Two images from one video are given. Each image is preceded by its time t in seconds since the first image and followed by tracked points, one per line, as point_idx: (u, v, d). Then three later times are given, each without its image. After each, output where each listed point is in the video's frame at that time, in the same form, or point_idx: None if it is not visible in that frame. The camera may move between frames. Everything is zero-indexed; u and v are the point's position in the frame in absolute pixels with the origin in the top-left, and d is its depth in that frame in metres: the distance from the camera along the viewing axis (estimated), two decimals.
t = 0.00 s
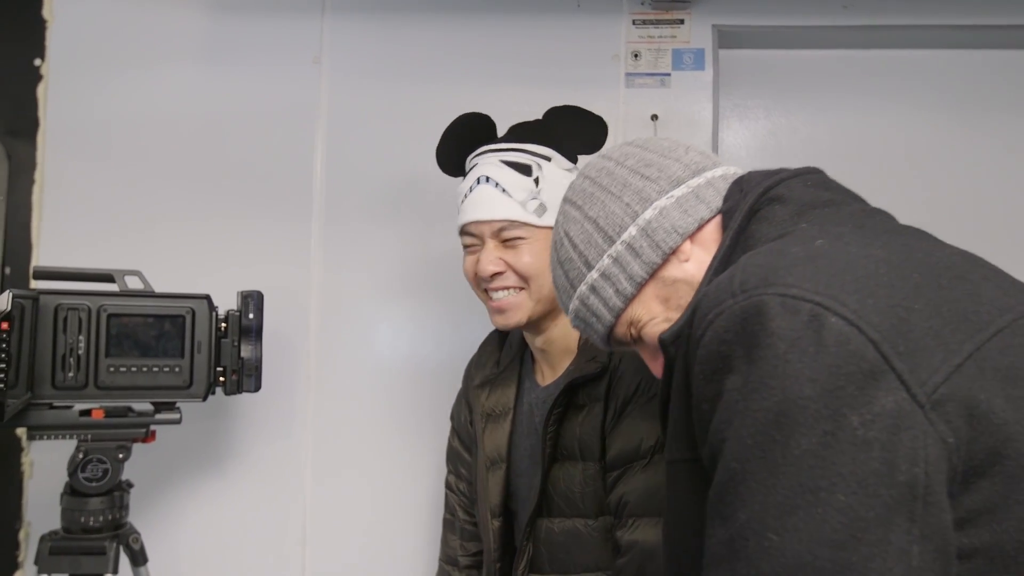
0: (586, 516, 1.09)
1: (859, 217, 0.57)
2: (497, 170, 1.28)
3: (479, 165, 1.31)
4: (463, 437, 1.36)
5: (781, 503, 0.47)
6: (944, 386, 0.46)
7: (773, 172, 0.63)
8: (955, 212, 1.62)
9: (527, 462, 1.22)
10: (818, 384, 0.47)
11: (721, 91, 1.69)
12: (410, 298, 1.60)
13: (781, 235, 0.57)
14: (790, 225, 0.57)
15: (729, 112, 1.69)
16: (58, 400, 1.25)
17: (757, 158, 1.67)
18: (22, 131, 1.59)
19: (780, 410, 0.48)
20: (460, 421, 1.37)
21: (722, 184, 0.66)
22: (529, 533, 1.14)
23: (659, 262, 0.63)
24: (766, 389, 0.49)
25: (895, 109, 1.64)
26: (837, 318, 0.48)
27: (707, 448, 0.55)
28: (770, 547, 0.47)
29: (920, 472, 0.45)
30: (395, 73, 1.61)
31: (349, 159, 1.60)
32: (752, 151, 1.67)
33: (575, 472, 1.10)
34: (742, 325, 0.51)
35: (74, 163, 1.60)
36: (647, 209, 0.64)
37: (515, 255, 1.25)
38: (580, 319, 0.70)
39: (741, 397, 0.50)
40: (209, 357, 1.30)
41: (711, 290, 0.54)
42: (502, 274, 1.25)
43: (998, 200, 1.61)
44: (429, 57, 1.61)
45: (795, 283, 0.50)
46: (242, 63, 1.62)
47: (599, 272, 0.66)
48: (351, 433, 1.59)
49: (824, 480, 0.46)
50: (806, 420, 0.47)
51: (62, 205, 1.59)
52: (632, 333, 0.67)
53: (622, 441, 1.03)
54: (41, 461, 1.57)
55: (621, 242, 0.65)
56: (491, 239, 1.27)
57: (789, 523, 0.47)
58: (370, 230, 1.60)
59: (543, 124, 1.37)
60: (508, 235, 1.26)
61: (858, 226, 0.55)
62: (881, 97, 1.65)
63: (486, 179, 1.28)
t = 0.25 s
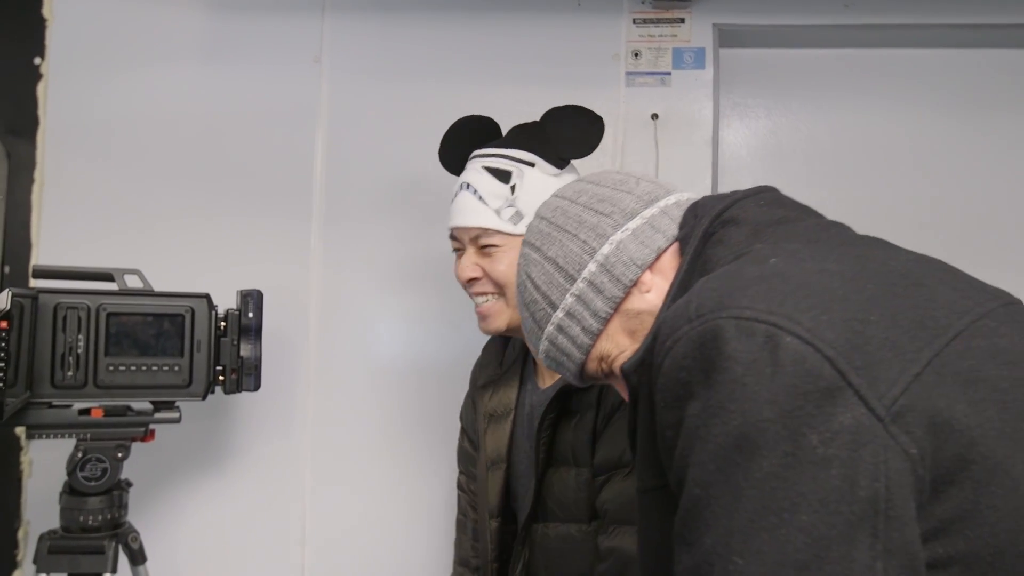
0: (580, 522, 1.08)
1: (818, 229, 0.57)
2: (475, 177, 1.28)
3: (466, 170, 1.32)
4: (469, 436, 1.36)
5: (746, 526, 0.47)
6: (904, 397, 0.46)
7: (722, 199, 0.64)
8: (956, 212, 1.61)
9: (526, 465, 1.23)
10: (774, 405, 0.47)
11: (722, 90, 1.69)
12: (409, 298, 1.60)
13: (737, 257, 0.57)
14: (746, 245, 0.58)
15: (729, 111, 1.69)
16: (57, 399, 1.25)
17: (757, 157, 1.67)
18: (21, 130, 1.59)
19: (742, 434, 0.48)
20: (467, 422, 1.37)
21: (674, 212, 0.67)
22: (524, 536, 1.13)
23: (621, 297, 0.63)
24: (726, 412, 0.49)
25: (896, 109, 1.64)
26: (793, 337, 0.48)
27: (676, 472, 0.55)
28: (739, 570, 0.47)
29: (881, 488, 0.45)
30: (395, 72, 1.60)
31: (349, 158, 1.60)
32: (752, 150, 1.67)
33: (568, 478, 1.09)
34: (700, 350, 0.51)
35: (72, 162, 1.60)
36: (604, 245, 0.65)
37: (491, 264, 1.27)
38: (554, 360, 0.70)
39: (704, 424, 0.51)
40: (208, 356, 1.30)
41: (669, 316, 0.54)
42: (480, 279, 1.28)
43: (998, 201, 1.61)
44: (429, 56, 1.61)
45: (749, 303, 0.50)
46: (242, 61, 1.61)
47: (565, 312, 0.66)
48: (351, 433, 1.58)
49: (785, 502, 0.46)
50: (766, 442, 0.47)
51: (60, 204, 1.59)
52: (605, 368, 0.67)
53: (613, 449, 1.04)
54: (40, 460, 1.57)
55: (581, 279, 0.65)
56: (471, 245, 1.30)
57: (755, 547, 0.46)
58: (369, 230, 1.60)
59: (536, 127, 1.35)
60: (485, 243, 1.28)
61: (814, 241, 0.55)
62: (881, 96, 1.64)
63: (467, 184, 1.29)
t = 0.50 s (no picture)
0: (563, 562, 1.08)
1: (804, 220, 0.57)
2: (398, 239, 1.23)
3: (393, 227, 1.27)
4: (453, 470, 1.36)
5: (712, 513, 0.48)
6: (875, 391, 0.47)
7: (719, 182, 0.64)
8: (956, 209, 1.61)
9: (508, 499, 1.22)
10: (743, 396, 0.48)
11: (722, 88, 1.68)
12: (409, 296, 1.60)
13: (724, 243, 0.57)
14: (736, 233, 0.58)
15: (730, 109, 1.69)
16: (57, 397, 1.25)
17: (758, 155, 1.67)
18: (21, 128, 1.59)
19: (708, 423, 0.49)
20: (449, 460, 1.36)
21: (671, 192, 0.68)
22: None
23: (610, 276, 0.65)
24: (695, 400, 0.49)
25: (897, 105, 1.64)
26: (764, 327, 0.48)
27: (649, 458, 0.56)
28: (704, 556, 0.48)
29: (849, 480, 0.45)
30: (395, 70, 1.60)
31: (348, 156, 1.60)
32: (753, 148, 1.67)
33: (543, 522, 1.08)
34: (673, 337, 0.51)
35: (72, 160, 1.59)
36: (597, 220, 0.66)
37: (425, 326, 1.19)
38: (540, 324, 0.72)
39: (672, 412, 0.51)
40: (209, 354, 1.30)
41: (647, 302, 0.54)
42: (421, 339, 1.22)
43: (999, 198, 1.61)
44: (429, 54, 1.60)
45: (725, 293, 0.50)
46: (241, 60, 1.61)
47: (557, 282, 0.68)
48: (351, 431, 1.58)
49: (751, 492, 0.47)
50: (734, 430, 0.48)
51: (60, 203, 1.59)
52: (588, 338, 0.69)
53: (572, 486, 1.03)
54: (40, 459, 1.57)
55: (572, 253, 0.67)
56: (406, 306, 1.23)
57: (720, 536, 0.47)
58: (369, 228, 1.59)
59: (461, 171, 1.26)
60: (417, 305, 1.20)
61: (802, 231, 0.55)
62: (883, 93, 1.64)
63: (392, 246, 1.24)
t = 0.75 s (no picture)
0: None
1: (849, 203, 0.55)
2: (310, 370, 1.11)
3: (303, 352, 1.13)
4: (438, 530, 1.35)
5: (697, 474, 0.49)
6: (881, 382, 0.46)
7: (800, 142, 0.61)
8: (963, 209, 1.61)
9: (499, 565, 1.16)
10: (746, 368, 0.48)
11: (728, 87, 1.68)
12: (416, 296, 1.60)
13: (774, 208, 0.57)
14: (787, 202, 0.57)
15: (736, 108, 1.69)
16: (64, 396, 1.26)
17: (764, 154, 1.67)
18: (28, 128, 1.59)
19: (709, 386, 0.49)
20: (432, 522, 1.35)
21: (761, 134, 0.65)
22: None
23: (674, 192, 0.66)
24: (700, 365, 0.50)
25: (904, 103, 1.63)
26: (779, 300, 0.48)
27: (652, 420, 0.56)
28: (683, 518, 0.49)
29: (837, 464, 0.45)
30: (401, 70, 1.60)
31: (355, 156, 1.60)
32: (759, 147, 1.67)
33: None
34: (689, 299, 0.52)
35: (79, 160, 1.60)
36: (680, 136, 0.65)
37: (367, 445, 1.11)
38: (595, 208, 0.74)
39: (677, 375, 0.52)
40: (215, 353, 1.30)
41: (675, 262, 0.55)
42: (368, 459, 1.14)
43: (1005, 197, 1.61)
44: (435, 54, 1.61)
45: (746, 263, 0.50)
46: (248, 59, 1.61)
47: (619, 180, 0.69)
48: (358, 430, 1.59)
49: (741, 460, 0.47)
50: (733, 398, 0.48)
51: (67, 203, 1.59)
52: (632, 238, 0.72)
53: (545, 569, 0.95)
54: (48, 458, 1.57)
55: (643, 156, 0.67)
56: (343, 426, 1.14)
57: (703, 500, 0.48)
58: (375, 227, 1.59)
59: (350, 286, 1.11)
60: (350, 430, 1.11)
61: (850, 213, 0.54)
62: (889, 92, 1.64)
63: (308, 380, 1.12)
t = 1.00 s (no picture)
0: None
1: (914, 200, 0.53)
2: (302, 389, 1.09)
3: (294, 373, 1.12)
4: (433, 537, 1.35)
5: (740, 470, 0.49)
6: (926, 388, 0.46)
7: (889, 132, 0.57)
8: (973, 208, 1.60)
9: None
10: (795, 370, 0.47)
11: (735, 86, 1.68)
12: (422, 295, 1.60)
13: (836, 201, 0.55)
14: (851, 193, 0.55)
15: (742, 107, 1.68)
16: (72, 395, 1.26)
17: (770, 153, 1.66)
18: (37, 128, 1.60)
19: (754, 383, 0.48)
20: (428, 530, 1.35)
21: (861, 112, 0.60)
22: None
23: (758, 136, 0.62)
24: (748, 361, 0.49)
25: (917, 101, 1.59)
26: (829, 301, 0.47)
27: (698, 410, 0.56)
28: (729, 512, 0.49)
29: (878, 470, 0.45)
30: (408, 69, 1.60)
31: (361, 156, 1.60)
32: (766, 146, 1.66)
33: None
34: (739, 293, 0.51)
35: (87, 160, 1.60)
36: (782, 82, 0.61)
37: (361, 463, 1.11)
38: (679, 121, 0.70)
39: (727, 369, 0.51)
40: (222, 353, 1.31)
41: (731, 255, 0.54)
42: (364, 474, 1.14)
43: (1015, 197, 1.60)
44: (441, 53, 1.61)
45: (799, 261, 0.49)
46: (255, 59, 1.62)
47: (709, 104, 0.65)
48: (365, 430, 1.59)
49: (783, 457, 0.47)
50: (777, 398, 0.47)
51: (75, 202, 1.60)
52: (703, 166, 0.69)
53: None
54: (56, 457, 1.58)
55: (741, 90, 0.63)
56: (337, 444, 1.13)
57: (748, 493, 0.48)
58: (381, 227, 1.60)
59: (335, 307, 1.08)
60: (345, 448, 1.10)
61: (912, 209, 0.52)
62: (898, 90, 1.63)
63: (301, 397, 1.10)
